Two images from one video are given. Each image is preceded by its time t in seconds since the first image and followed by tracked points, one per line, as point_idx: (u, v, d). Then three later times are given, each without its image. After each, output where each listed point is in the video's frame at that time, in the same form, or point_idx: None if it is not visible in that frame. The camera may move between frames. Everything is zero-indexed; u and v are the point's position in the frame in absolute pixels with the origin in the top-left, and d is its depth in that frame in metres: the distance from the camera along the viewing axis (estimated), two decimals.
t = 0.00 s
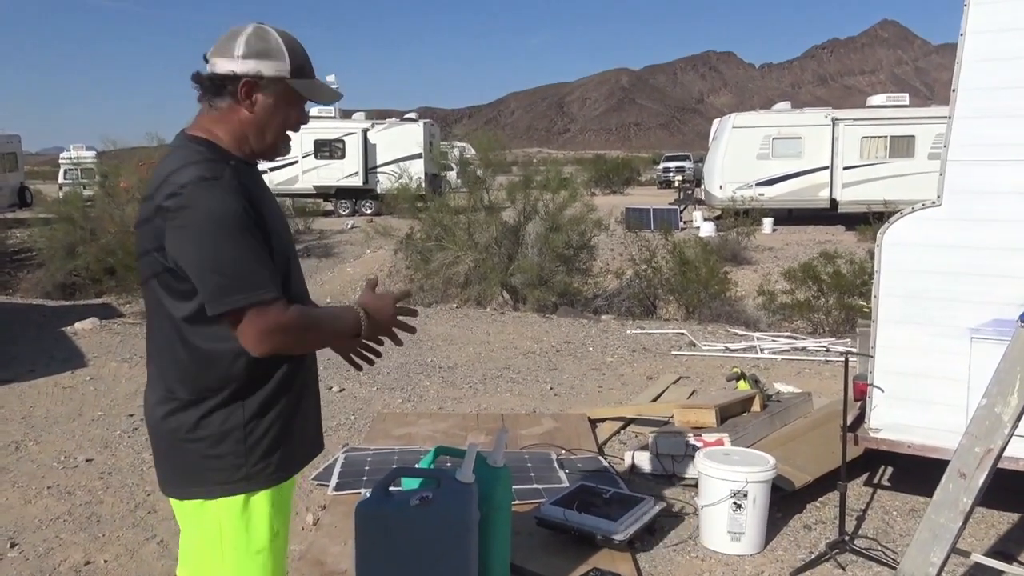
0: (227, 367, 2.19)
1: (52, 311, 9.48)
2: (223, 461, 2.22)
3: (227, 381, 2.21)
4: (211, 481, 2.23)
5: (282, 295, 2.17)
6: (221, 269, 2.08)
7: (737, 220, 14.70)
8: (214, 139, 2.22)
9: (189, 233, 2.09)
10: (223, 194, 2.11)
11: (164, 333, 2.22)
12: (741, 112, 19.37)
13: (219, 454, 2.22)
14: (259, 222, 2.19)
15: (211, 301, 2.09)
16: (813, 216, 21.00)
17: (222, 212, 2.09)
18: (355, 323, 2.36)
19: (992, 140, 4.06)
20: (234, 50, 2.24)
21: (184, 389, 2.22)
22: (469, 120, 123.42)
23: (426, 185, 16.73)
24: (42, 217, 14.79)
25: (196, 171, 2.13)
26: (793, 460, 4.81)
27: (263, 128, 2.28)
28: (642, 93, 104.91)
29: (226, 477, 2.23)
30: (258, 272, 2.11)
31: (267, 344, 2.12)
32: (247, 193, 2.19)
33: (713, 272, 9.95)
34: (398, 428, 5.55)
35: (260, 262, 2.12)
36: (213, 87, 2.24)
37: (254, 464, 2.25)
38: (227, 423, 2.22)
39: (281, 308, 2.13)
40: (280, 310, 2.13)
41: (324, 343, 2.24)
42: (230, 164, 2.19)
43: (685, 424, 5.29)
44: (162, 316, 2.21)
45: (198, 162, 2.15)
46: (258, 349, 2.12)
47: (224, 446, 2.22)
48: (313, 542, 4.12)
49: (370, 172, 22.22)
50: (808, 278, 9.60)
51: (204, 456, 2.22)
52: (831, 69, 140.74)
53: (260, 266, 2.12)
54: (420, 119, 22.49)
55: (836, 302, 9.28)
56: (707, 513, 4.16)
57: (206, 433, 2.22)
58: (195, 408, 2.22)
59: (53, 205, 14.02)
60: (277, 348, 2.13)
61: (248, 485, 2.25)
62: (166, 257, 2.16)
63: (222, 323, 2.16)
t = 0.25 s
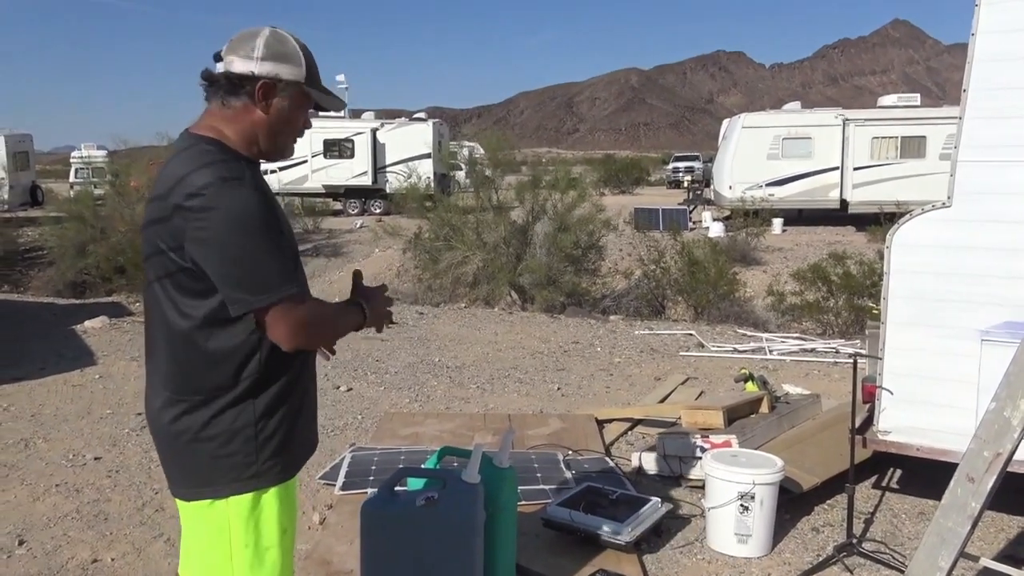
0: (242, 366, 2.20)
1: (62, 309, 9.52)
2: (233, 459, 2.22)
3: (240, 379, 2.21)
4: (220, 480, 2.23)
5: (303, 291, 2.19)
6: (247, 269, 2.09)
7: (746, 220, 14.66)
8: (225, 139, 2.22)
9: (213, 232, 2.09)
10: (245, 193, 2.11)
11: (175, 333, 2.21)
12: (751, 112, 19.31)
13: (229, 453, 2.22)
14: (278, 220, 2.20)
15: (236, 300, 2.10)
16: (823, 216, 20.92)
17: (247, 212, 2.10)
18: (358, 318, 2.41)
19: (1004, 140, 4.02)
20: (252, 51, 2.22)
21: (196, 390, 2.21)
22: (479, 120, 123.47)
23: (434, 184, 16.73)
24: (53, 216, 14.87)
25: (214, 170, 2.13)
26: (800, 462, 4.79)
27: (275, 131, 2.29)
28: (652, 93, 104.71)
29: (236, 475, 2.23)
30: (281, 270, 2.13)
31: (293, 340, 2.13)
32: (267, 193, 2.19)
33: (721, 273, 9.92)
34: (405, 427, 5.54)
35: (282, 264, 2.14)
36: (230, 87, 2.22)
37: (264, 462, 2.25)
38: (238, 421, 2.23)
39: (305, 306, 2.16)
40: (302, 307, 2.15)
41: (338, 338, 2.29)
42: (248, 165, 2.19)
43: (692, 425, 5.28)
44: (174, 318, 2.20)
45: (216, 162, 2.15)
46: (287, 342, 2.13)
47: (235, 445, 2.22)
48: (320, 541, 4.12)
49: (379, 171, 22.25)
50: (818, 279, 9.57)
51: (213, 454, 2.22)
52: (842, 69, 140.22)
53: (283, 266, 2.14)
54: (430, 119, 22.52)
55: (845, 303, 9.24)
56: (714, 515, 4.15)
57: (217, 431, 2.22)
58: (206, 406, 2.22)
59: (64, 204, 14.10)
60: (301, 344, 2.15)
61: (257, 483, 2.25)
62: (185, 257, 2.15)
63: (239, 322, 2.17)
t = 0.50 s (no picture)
0: (245, 366, 2.20)
1: (71, 307, 9.56)
2: (238, 458, 2.22)
3: (243, 378, 2.21)
4: (224, 478, 2.23)
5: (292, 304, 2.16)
6: (240, 273, 2.07)
7: (754, 220, 14.62)
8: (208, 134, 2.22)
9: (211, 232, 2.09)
10: (246, 197, 2.10)
11: (179, 329, 2.22)
12: (759, 112, 19.26)
13: (233, 452, 2.22)
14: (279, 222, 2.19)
15: (229, 303, 2.09)
16: (832, 216, 20.85)
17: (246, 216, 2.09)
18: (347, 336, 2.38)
19: (1014, 139, 4.00)
20: (234, 48, 2.26)
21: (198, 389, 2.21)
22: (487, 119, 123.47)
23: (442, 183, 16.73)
24: (62, 214, 14.94)
25: (218, 170, 2.13)
26: (808, 463, 4.77)
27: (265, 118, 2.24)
28: (660, 92, 104.55)
29: (242, 474, 2.22)
30: (277, 274, 2.12)
31: (269, 347, 2.10)
32: (270, 197, 2.18)
33: (729, 272, 9.89)
34: (411, 427, 5.54)
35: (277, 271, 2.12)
36: (214, 83, 2.24)
37: (268, 461, 2.25)
38: (241, 420, 2.23)
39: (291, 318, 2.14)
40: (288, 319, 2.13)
41: (321, 352, 2.25)
42: (251, 168, 2.18)
43: (699, 425, 5.26)
44: (178, 313, 2.21)
45: (221, 163, 2.14)
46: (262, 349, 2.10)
47: (239, 444, 2.22)
48: (325, 540, 4.12)
49: (387, 170, 22.27)
50: (826, 279, 9.54)
51: (218, 453, 2.22)
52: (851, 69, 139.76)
53: (278, 273, 2.12)
54: (437, 118, 22.53)
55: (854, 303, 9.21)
56: (721, 516, 4.13)
57: (221, 430, 2.22)
58: (211, 405, 2.22)
59: (73, 202, 14.15)
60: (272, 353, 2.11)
61: (262, 482, 2.25)
62: (186, 255, 2.15)
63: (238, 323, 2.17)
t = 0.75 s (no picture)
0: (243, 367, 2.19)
1: (80, 310, 9.59)
2: (241, 459, 2.22)
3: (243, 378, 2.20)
4: (227, 479, 2.22)
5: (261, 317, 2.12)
6: (212, 279, 2.06)
7: (763, 216, 14.57)
8: (202, 137, 2.27)
9: (191, 234, 2.09)
10: (228, 201, 2.09)
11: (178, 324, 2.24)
12: (767, 108, 19.20)
13: (236, 453, 2.22)
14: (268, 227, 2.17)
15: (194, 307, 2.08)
16: (841, 212, 20.77)
17: (225, 221, 2.08)
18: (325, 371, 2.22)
19: None
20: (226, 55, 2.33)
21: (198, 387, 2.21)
22: (493, 118, 123.44)
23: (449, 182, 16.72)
24: (71, 217, 15.00)
25: (208, 172, 2.13)
26: (819, 460, 4.75)
27: (238, 119, 2.25)
28: (667, 90, 104.36)
29: (245, 474, 2.22)
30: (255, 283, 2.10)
31: (213, 356, 2.07)
32: (259, 201, 2.16)
33: (738, 269, 9.86)
34: (420, 426, 5.54)
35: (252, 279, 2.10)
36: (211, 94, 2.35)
37: (272, 462, 2.24)
38: (243, 421, 2.22)
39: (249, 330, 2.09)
40: (249, 331, 2.09)
41: (277, 374, 2.13)
42: (243, 169, 2.17)
43: (709, 423, 5.25)
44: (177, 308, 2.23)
45: (212, 164, 2.14)
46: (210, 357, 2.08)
47: (242, 445, 2.22)
48: (336, 540, 4.13)
49: (394, 170, 22.29)
50: (836, 275, 9.50)
51: (220, 454, 2.22)
52: (859, 64, 139.23)
53: (254, 281, 2.10)
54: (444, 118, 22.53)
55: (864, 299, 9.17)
56: (732, 513, 4.12)
57: (223, 430, 2.22)
58: (212, 405, 2.22)
59: (82, 205, 14.20)
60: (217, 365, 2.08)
61: (267, 483, 2.24)
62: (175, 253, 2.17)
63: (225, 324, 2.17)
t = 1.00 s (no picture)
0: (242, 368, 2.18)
1: (89, 309, 9.63)
2: (241, 462, 2.22)
3: (242, 380, 2.19)
4: (228, 481, 2.22)
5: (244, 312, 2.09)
6: (197, 277, 2.06)
7: (771, 216, 14.53)
8: (209, 138, 2.29)
9: (181, 232, 2.09)
10: (218, 200, 2.09)
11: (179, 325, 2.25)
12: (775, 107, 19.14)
13: (236, 456, 2.22)
14: (260, 231, 2.16)
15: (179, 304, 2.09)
16: (849, 211, 20.70)
17: (214, 220, 2.08)
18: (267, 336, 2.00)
19: None
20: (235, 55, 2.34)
21: (200, 387, 2.21)
22: (501, 117, 123.41)
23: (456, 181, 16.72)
24: (80, 217, 15.06)
25: (203, 173, 2.14)
26: (827, 460, 4.74)
27: (241, 122, 2.26)
28: (674, 89, 104.21)
29: (246, 477, 2.22)
30: (243, 284, 2.09)
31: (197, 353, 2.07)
32: (251, 202, 2.15)
33: (746, 269, 9.83)
34: (427, 426, 5.54)
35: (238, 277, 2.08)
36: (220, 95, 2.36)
37: (273, 465, 2.24)
38: (242, 424, 2.21)
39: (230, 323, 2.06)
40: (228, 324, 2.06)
41: (233, 350, 2.03)
42: (238, 172, 2.17)
43: (716, 423, 5.23)
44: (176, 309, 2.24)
45: (208, 166, 2.15)
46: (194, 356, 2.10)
47: (242, 447, 2.21)
48: (343, 540, 4.13)
49: (401, 170, 22.31)
50: (844, 275, 9.47)
51: (221, 456, 2.22)
52: (868, 63, 138.76)
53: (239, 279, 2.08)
54: (451, 118, 22.54)
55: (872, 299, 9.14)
56: (740, 514, 4.10)
57: (223, 432, 2.21)
58: (212, 407, 2.21)
59: (91, 205, 14.26)
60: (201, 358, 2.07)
61: (268, 486, 2.24)
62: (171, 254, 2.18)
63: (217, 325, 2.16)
